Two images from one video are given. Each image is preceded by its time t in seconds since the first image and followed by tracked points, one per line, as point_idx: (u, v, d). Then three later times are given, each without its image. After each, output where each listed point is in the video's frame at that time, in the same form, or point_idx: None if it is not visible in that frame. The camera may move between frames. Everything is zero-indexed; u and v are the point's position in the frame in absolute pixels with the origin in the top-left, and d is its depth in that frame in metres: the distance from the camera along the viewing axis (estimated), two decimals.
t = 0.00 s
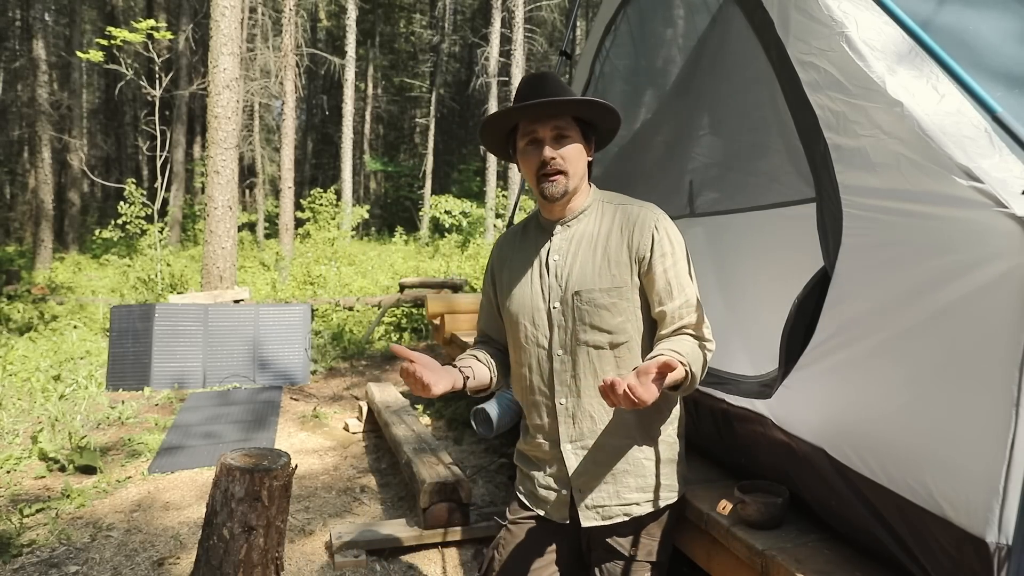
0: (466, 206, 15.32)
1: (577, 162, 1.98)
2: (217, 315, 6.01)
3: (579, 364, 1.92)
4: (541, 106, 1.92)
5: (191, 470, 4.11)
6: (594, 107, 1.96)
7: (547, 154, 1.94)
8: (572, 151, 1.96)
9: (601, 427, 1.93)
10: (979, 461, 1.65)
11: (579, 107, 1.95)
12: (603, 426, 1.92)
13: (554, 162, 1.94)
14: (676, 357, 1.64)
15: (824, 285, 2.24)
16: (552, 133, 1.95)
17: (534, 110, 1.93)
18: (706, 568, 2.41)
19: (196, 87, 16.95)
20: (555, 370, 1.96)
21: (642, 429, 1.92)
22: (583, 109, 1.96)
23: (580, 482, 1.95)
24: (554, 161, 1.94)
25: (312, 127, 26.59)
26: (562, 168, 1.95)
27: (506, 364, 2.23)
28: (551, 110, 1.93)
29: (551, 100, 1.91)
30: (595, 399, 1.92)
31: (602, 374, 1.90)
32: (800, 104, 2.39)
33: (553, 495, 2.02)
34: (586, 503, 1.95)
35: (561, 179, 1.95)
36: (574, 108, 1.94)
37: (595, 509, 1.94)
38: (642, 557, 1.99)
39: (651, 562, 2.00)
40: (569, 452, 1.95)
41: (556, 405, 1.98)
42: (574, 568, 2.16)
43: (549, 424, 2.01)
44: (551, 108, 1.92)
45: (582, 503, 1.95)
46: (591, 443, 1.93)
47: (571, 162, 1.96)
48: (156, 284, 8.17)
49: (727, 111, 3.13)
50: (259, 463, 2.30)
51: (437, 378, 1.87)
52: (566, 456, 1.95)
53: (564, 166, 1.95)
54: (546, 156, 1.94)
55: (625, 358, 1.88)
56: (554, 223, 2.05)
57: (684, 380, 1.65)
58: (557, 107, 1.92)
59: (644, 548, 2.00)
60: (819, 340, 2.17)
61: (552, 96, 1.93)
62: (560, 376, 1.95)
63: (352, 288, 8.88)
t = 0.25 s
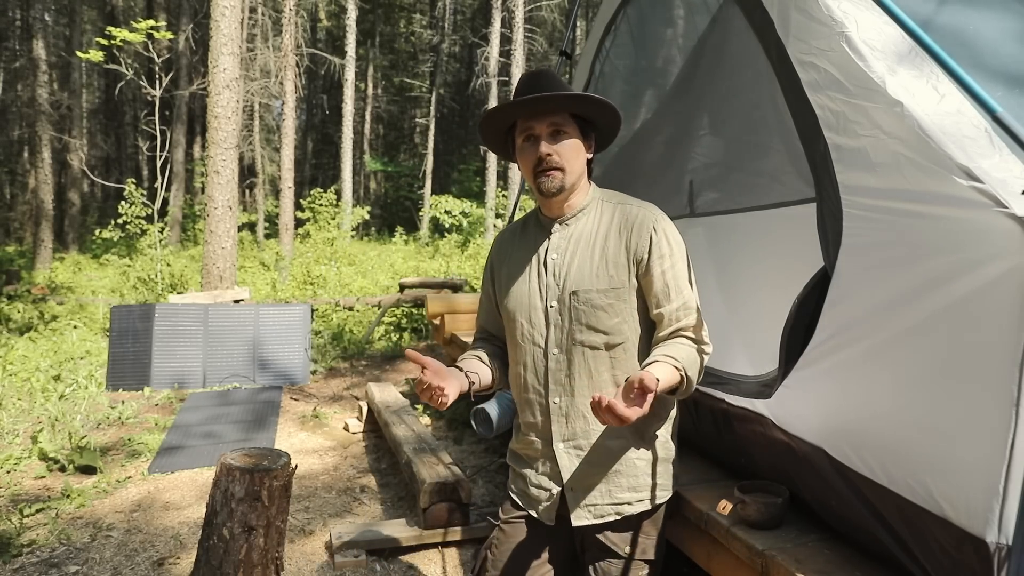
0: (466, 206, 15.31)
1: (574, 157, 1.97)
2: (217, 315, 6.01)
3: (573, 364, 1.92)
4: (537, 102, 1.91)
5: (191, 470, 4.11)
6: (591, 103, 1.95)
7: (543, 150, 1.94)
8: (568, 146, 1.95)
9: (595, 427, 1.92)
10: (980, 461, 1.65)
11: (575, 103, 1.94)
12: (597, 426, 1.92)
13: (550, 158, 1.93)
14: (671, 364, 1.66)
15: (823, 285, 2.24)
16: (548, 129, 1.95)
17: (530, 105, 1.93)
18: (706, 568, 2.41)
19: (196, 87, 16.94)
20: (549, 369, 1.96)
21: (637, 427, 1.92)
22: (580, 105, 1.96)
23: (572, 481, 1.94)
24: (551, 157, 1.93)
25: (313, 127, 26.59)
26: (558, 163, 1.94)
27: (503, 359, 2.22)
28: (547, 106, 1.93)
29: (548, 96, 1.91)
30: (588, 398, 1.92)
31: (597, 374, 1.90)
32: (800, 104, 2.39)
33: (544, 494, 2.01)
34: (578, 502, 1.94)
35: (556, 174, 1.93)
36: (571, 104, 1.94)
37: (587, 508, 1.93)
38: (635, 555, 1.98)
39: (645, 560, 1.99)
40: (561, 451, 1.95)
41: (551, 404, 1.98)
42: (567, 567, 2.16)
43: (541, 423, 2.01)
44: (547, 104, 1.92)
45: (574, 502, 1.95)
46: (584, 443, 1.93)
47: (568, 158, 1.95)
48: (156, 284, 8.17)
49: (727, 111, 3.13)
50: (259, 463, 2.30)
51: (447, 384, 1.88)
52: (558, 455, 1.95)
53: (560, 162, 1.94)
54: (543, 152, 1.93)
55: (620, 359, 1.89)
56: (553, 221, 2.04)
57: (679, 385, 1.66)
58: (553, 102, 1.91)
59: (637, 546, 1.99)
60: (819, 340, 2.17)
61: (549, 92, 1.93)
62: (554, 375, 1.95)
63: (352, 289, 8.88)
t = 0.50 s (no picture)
0: (466, 206, 15.31)
1: (590, 151, 1.89)
2: (218, 315, 6.02)
3: (570, 358, 1.84)
4: (560, 88, 1.86)
5: (191, 470, 4.11)
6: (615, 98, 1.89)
7: (559, 137, 1.87)
8: (586, 138, 1.88)
9: (587, 424, 1.84)
10: (980, 462, 1.65)
11: (599, 95, 1.88)
12: (588, 425, 1.84)
13: (566, 147, 1.86)
14: (663, 364, 1.64)
15: (824, 284, 2.23)
16: (568, 118, 1.88)
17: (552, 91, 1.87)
18: (706, 568, 2.41)
19: (196, 87, 16.94)
20: (546, 361, 1.87)
21: (630, 423, 1.86)
22: (603, 99, 1.90)
23: (558, 476, 1.86)
24: (565, 145, 1.86)
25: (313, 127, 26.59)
26: (573, 154, 1.87)
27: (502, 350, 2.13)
28: (569, 94, 1.87)
29: (570, 83, 1.86)
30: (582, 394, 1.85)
31: (593, 371, 1.82)
32: (800, 105, 2.38)
33: (531, 488, 1.91)
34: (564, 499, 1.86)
35: (570, 163, 1.86)
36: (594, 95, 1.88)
37: (575, 505, 1.85)
38: (623, 556, 1.89)
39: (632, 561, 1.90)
40: (550, 444, 1.87)
41: (543, 397, 1.89)
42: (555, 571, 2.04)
43: (533, 414, 1.91)
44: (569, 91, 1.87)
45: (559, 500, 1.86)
46: (574, 438, 1.85)
47: (583, 149, 1.88)
48: (156, 284, 8.18)
49: (727, 111, 3.13)
50: (259, 463, 2.30)
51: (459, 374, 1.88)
52: (546, 447, 1.87)
53: (575, 152, 1.87)
54: (559, 139, 1.87)
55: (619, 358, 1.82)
56: (564, 214, 1.96)
57: (671, 388, 1.64)
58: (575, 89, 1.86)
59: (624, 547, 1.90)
60: (819, 340, 2.16)
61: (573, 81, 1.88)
62: (550, 367, 1.87)
63: (352, 288, 8.88)
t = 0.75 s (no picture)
0: (466, 206, 15.32)
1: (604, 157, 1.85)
2: (218, 315, 6.02)
3: (569, 357, 1.79)
4: (583, 92, 1.80)
5: (191, 470, 4.11)
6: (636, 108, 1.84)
7: (574, 140, 1.82)
8: (601, 145, 1.84)
9: (580, 424, 1.77)
10: (979, 461, 1.65)
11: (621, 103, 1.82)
12: (583, 424, 1.77)
13: (580, 150, 1.81)
14: (665, 364, 1.62)
15: (824, 284, 2.23)
16: (586, 121, 1.83)
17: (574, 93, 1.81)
18: (706, 568, 2.41)
19: (196, 87, 16.95)
20: (545, 358, 1.82)
21: (626, 423, 1.79)
22: (624, 106, 1.84)
23: (547, 474, 1.79)
24: (579, 149, 1.81)
25: (313, 127, 26.59)
26: (586, 158, 1.82)
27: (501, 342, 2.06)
28: (591, 98, 1.81)
29: (592, 87, 1.80)
30: (578, 393, 1.78)
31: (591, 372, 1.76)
32: (800, 105, 2.38)
33: (520, 485, 1.84)
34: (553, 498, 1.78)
35: (582, 168, 1.81)
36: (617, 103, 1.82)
37: (565, 504, 1.77)
38: (615, 560, 1.78)
39: (625, 564, 1.80)
40: (541, 442, 1.80)
41: (538, 394, 1.83)
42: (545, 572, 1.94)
43: (528, 410, 1.85)
44: (592, 95, 1.80)
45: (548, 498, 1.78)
46: (567, 437, 1.77)
47: (597, 156, 1.83)
48: (156, 284, 8.18)
49: (728, 111, 3.13)
50: (259, 463, 2.30)
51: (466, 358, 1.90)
52: (537, 445, 1.80)
53: (588, 157, 1.82)
54: (573, 143, 1.82)
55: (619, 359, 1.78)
56: (572, 213, 1.91)
57: (671, 388, 1.61)
58: (598, 95, 1.80)
59: (616, 550, 1.79)
60: (819, 340, 2.16)
61: (597, 84, 1.82)
62: (548, 365, 1.81)
63: (352, 288, 8.89)
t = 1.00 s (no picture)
0: (466, 206, 15.31)
1: (611, 166, 1.82)
2: (218, 315, 6.02)
3: (566, 355, 1.77)
4: (604, 98, 1.76)
5: (191, 470, 4.11)
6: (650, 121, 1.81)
7: (585, 144, 1.78)
8: (610, 154, 1.80)
9: (576, 424, 1.76)
10: (979, 461, 1.65)
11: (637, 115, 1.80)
12: (579, 424, 1.75)
13: (590, 156, 1.78)
14: (672, 361, 1.60)
15: (824, 285, 2.23)
16: (599, 127, 1.80)
17: (592, 97, 1.77)
18: (707, 568, 2.41)
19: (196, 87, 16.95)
20: (541, 357, 1.79)
21: (622, 423, 1.78)
22: (638, 119, 1.81)
23: (543, 475, 1.78)
24: (589, 154, 1.78)
25: (313, 127, 26.60)
26: (594, 164, 1.78)
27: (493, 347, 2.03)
28: (608, 104, 1.78)
29: (612, 95, 1.76)
30: (574, 392, 1.76)
31: (589, 369, 1.75)
32: (800, 106, 2.38)
33: (518, 485, 1.83)
34: (550, 499, 1.78)
35: (588, 174, 1.78)
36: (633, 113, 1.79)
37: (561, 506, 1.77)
38: (610, 562, 1.78)
39: (620, 566, 1.79)
40: (537, 442, 1.79)
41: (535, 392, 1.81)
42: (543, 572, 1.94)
43: (524, 410, 1.83)
44: (610, 102, 1.77)
45: (545, 500, 1.78)
46: (564, 437, 1.77)
47: (605, 165, 1.80)
48: (156, 283, 8.19)
49: (728, 110, 3.13)
50: (259, 463, 2.30)
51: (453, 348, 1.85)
52: (533, 445, 1.79)
53: (596, 164, 1.79)
54: (584, 147, 1.78)
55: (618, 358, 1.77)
56: (570, 213, 1.87)
57: (677, 384, 1.58)
58: (616, 103, 1.76)
59: (612, 552, 1.78)
60: (819, 340, 2.16)
61: (616, 92, 1.78)
62: (543, 362, 1.78)
63: (352, 289, 8.89)
